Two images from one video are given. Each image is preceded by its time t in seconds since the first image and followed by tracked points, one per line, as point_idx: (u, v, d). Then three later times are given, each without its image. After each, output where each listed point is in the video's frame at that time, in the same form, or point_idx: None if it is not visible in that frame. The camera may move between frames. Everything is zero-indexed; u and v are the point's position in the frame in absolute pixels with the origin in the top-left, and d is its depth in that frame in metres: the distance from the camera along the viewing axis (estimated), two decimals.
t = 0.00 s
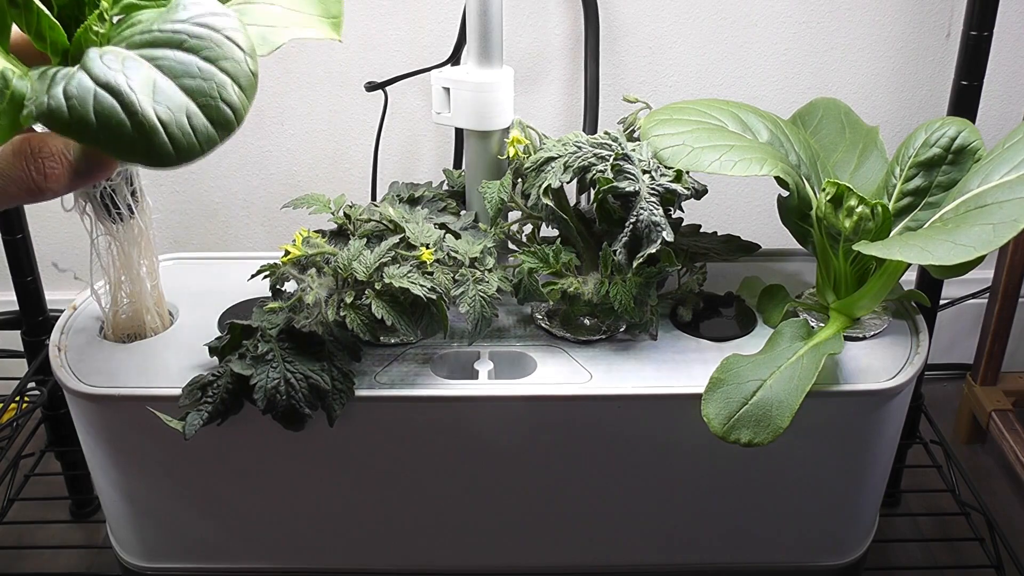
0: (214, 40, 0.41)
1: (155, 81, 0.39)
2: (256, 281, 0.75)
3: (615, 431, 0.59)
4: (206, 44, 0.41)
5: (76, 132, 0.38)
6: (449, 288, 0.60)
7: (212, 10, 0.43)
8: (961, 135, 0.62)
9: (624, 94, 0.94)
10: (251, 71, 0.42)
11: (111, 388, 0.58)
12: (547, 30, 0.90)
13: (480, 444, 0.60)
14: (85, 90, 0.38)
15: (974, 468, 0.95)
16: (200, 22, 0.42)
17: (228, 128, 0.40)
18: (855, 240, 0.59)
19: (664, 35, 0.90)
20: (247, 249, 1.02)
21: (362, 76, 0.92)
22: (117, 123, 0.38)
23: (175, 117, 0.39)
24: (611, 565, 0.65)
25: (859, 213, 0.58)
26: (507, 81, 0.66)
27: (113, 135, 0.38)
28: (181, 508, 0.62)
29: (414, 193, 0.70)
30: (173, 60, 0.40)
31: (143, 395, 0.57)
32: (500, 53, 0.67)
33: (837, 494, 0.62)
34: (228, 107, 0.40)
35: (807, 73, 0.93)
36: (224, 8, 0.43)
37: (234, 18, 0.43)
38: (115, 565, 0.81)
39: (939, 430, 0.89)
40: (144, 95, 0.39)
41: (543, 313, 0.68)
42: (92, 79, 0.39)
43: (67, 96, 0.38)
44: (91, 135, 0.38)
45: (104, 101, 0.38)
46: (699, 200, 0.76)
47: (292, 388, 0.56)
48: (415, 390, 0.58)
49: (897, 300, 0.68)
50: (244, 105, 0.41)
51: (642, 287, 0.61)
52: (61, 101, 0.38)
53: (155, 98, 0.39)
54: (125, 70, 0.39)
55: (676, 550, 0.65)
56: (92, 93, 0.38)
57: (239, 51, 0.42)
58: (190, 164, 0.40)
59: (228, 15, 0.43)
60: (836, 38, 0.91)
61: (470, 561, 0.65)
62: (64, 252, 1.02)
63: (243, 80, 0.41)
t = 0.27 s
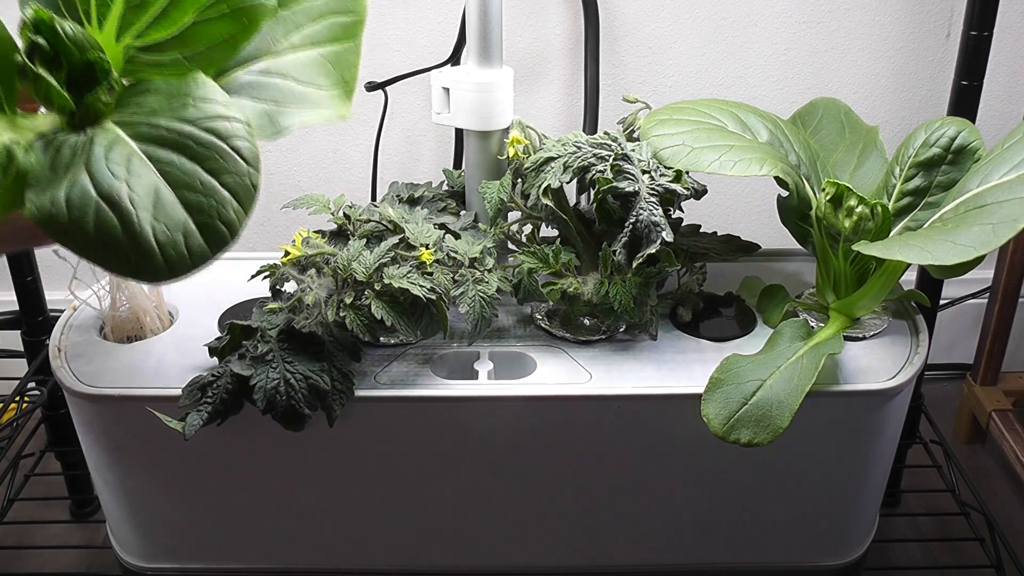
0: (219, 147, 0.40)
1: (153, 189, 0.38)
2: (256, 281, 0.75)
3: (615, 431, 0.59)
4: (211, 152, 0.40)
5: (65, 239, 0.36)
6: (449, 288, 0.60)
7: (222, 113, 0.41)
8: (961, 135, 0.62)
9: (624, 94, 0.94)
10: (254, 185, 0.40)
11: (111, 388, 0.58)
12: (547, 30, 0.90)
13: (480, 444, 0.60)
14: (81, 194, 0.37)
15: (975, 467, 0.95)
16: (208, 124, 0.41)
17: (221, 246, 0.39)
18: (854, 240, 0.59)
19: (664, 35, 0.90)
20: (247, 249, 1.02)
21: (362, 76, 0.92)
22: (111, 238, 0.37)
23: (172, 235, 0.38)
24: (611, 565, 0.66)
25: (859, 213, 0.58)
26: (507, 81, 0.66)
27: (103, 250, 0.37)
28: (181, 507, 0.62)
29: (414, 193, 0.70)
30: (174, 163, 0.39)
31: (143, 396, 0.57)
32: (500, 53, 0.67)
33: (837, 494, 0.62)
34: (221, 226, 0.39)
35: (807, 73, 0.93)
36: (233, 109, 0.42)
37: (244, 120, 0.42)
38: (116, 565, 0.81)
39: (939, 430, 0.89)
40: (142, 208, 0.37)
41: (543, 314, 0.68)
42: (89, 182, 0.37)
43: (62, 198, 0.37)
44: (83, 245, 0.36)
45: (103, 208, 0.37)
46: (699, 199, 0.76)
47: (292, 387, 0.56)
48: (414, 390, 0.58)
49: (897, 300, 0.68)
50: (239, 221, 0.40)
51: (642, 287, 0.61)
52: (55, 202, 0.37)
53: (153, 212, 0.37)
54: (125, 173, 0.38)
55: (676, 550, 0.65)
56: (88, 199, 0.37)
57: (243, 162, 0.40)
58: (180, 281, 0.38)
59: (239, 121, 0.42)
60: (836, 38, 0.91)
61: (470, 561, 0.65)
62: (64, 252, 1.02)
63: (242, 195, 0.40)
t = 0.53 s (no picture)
0: (214, 134, 0.43)
1: (145, 178, 0.41)
2: (256, 280, 0.75)
3: (615, 431, 0.59)
4: (206, 138, 0.43)
5: (64, 227, 0.40)
6: (449, 288, 0.60)
7: (220, 96, 0.44)
8: (961, 135, 0.62)
9: (624, 94, 0.93)
10: (250, 170, 0.43)
11: (111, 388, 0.58)
12: (547, 30, 0.90)
13: (480, 444, 0.60)
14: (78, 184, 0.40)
15: (975, 468, 0.95)
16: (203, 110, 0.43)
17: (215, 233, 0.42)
18: (855, 240, 0.59)
19: (664, 35, 0.90)
20: (246, 249, 1.02)
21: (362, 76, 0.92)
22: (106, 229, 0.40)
23: (161, 223, 0.40)
24: (611, 565, 0.66)
25: (860, 213, 0.58)
26: (507, 81, 0.66)
27: (102, 240, 0.40)
28: (181, 507, 0.62)
29: (414, 193, 0.70)
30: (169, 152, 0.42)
31: (143, 395, 0.57)
32: (500, 53, 0.67)
33: (837, 494, 0.62)
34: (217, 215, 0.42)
35: (807, 73, 0.93)
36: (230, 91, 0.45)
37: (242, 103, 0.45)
38: (116, 565, 0.81)
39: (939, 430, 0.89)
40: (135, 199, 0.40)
41: (543, 313, 0.68)
42: (84, 171, 0.40)
43: (58, 188, 0.40)
44: (80, 237, 0.40)
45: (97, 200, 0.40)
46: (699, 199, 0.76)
47: (292, 387, 0.56)
48: (415, 390, 0.58)
49: (897, 300, 0.68)
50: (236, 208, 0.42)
51: (642, 287, 0.61)
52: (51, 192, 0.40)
53: (145, 203, 0.40)
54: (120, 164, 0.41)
55: (676, 550, 0.65)
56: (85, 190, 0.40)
57: (239, 148, 0.43)
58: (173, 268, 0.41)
59: (236, 103, 0.44)
60: (836, 38, 0.91)
61: (470, 561, 0.65)
62: (64, 252, 1.02)
63: (238, 183, 0.43)
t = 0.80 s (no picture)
0: (193, 115, 0.43)
1: (122, 162, 0.41)
2: (256, 280, 0.75)
3: (615, 431, 0.59)
4: (186, 119, 0.43)
5: (37, 211, 0.40)
6: (449, 288, 0.60)
7: (199, 74, 0.44)
8: (961, 135, 0.62)
9: (624, 94, 0.93)
10: (230, 150, 0.44)
11: (111, 388, 0.58)
12: (548, 30, 0.90)
13: (480, 444, 0.60)
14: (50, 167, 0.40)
15: (975, 467, 0.95)
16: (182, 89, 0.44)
17: (194, 217, 0.42)
18: (855, 240, 0.59)
19: (664, 35, 0.90)
20: (246, 249, 1.02)
21: (362, 76, 0.92)
22: (81, 213, 0.40)
23: (139, 208, 0.41)
24: (611, 565, 0.66)
25: (859, 213, 0.58)
26: (508, 81, 0.66)
27: (78, 225, 0.40)
28: (181, 507, 0.62)
29: (414, 193, 0.70)
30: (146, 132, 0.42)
31: (143, 395, 0.58)
32: (500, 53, 0.67)
33: (838, 494, 0.62)
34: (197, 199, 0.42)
35: (807, 73, 0.93)
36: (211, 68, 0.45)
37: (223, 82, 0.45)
38: (116, 565, 0.81)
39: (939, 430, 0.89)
40: (110, 185, 0.41)
41: (543, 313, 0.68)
42: (58, 154, 0.41)
43: (31, 172, 0.40)
44: (51, 222, 0.40)
45: (70, 184, 0.40)
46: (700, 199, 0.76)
47: (291, 387, 0.56)
48: (415, 390, 0.58)
49: (897, 300, 0.68)
50: (216, 191, 0.43)
51: (642, 287, 0.61)
52: (23, 174, 0.40)
53: (122, 189, 0.41)
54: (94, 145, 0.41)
55: (676, 550, 0.65)
56: (57, 174, 0.40)
57: (218, 127, 0.44)
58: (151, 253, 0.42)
59: (214, 83, 0.45)
60: (836, 38, 0.91)
61: (470, 561, 0.65)
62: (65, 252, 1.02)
63: (219, 166, 0.43)
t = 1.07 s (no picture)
0: (180, 98, 0.44)
1: (108, 147, 0.42)
2: (255, 280, 0.75)
3: (615, 430, 0.59)
4: (174, 103, 0.44)
5: (25, 195, 0.41)
6: (449, 288, 0.60)
7: (188, 55, 0.45)
8: (961, 135, 0.62)
9: (624, 94, 0.93)
10: (218, 133, 0.45)
11: (111, 388, 0.58)
12: (547, 30, 0.90)
13: (480, 444, 0.60)
14: (39, 151, 0.41)
15: (975, 468, 0.95)
16: (172, 72, 0.45)
17: (180, 200, 0.43)
18: (855, 240, 0.59)
19: (664, 35, 0.90)
20: (246, 249, 1.02)
21: (362, 76, 0.92)
22: (66, 196, 0.41)
23: (123, 190, 0.42)
24: (611, 565, 0.66)
25: (860, 213, 0.58)
26: (508, 81, 0.66)
27: (63, 209, 0.41)
28: (181, 507, 0.62)
29: (414, 193, 0.70)
30: (135, 115, 0.43)
31: (143, 395, 0.57)
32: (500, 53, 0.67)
33: (838, 494, 0.62)
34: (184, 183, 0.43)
35: (807, 73, 0.93)
36: (199, 50, 0.46)
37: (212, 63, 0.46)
38: (116, 565, 0.81)
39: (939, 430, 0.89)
40: (99, 168, 0.42)
41: (543, 313, 0.68)
42: (47, 137, 0.42)
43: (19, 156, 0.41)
44: (40, 205, 0.41)
45: (59, 167, 0.41)
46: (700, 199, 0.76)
47: (291, 387, 0.56)
48: (415, 390, 0.58)
49: (897, 300, 0.68)
50: (203, 174, 0.44)
51: (642, 287, 0.61)
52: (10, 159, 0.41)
53: (107, 173, 0.42)
54: (82, 129, 0.42)
55: (676, 550, 0.65)
56: (45, 158, 0.41)
57: (207, 111, 0.45)
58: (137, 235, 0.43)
59: (203, 65, 0.46)
60: (836, 38, 0.91)
61: (470, 561, 0.65)
62: (65, 252, 1.02)
63: (207, 150, 0.44)
